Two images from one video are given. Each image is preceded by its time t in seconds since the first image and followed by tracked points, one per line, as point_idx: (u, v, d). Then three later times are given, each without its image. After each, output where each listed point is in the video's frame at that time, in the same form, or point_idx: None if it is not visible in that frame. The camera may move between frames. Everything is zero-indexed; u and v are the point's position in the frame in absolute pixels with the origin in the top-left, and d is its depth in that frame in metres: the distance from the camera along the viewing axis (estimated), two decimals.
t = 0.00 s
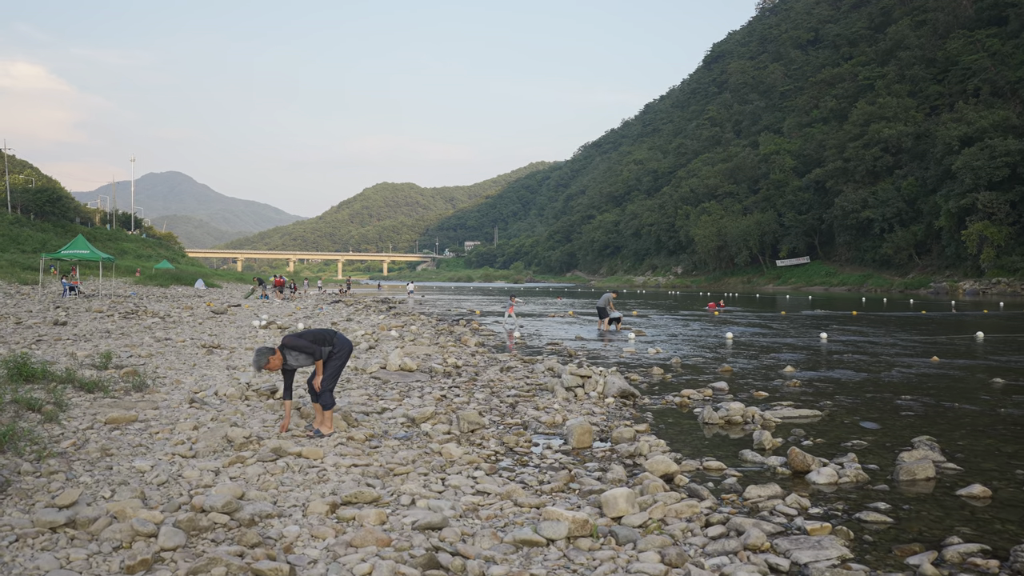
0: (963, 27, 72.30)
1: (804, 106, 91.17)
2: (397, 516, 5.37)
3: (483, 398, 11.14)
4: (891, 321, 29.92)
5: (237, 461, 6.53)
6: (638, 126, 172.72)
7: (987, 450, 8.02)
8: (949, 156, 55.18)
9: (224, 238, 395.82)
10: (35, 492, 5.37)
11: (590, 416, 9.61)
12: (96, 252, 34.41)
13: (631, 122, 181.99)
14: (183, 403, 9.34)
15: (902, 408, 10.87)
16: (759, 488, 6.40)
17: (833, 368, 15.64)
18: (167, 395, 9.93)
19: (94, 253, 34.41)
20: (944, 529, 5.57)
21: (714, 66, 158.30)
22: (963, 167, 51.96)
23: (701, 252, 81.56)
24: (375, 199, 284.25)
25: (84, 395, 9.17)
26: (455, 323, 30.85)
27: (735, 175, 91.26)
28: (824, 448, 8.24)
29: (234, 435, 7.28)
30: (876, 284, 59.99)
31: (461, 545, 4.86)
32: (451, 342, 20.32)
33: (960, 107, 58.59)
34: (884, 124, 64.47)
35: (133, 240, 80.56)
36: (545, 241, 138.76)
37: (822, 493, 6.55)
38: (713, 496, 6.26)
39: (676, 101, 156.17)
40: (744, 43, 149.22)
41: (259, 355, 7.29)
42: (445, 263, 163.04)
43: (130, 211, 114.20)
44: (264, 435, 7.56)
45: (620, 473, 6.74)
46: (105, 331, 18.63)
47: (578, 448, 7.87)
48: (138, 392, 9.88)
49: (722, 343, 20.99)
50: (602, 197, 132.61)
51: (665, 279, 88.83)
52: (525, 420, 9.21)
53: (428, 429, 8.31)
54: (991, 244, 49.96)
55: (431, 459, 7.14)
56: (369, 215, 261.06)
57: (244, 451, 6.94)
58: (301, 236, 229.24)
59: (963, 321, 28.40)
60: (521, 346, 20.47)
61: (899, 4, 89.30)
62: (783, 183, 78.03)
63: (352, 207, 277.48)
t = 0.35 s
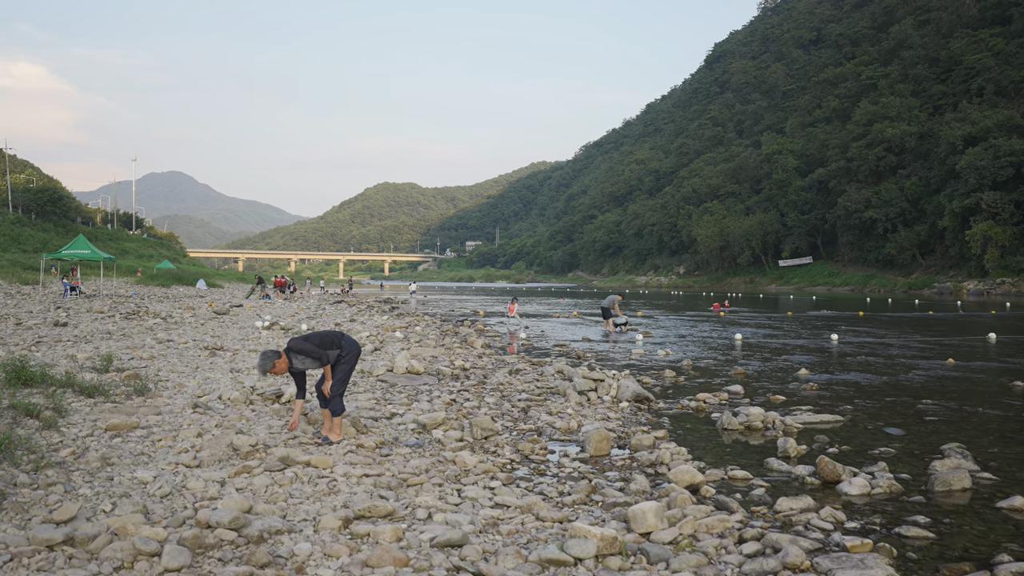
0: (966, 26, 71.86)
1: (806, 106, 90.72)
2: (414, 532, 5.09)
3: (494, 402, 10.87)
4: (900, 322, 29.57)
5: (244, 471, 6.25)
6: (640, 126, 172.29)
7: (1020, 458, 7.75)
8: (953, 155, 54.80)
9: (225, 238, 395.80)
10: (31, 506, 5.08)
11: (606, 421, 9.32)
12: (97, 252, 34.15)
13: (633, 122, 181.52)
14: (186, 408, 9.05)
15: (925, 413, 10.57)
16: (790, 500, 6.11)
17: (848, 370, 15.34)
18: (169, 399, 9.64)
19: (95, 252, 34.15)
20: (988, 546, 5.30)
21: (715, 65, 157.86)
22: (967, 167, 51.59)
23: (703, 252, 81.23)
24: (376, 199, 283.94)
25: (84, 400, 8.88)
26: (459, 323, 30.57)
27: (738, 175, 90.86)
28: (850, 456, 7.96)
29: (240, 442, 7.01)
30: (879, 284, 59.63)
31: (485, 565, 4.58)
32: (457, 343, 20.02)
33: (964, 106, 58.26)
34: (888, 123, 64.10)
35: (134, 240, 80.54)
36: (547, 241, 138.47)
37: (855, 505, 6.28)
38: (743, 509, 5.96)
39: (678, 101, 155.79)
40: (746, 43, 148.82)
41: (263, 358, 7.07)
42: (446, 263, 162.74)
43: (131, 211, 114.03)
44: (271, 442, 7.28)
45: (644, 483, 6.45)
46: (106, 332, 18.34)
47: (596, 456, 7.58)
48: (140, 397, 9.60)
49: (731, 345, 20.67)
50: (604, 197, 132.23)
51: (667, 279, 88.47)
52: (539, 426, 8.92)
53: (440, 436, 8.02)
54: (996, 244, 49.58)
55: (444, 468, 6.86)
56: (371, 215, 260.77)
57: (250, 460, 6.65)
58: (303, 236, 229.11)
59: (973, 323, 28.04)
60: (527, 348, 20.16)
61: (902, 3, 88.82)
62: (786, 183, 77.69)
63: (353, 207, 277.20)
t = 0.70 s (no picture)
0: (972, 26, 71.38)
1: (812, 105, 90.21)
2: (428, 549, 4.87)
3: (505, 407, 10.64)
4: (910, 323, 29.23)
5: (250, 482, 6.04)
6: (644, 126, 171.95)
7: None
8: (960, 155, 54.33)
9: (230, 239, 396.68)
10: (30, 521, 4.87)
11: (621, 429, 9.09)
12: (102, 254, 34.07)
13: (636, 122, 181.06)
14: (191, 414, 8.86)
15: (947, 419, 10.31)
16: (819, 513, 5.87)
17: (862, 373, 15.06)
18: (173, 405, 9.43)
19: (100, 254, 34.07)
20: None
21: (720, 65, 157.43)
22: (974, 166, 51.18)
23: (708, 252, 80.86)
24: (380, 200, 284.16)
25: (87, 406, 8.68)
26: (465, 325, 30.44)
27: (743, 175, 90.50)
28: (876, 465, 7.70)
29: (246, 452, 6.80)
30: (886, 284, 59.20)
31: None
32: (464, 346, 19.79)
33: (971, 106, 57.82)
34: (894, 123, 63.70)
35: (139, 241, 80.72)
36: (551, 242, 138.24)
37: (886, 518, 6.04)
38: (770, 522, 5.73)
39: (682, 101, 155.42)
40: (750, 43, 148.46)
41: (270, 365, 6.83)
42: (450, 264, 162.62)
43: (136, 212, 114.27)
44: (278, 451, 7.08)
45: (665, 495, 6.22)
46: (111, 335, 18.17)
47: (612, 466, 7.35)
48: (143, 403, 9.40)
49: (741, 347, 20.42)
50: (608, 198, 131.97)
51: (672, 280, 88.13)
52: (552, 433, 8.70)
53: (451, 443, 7.81)
54: (1003, 244, 49.11)
55: (458, 478, 6.65)
56: (375, 216, 261.03)
57: (257, 470, 6.44)
58: (307, 238, 229.33)
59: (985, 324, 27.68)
60: (535, 351, 19.91)
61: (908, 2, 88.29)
62: (791, 183, 77.34)
63: (358, 208, 277.48)
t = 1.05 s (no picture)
0: (980, 22, 70.67)
1: (818, 103, 89.65)
2: (434, 552, 4.61)
3: (512, 404, 10.39)
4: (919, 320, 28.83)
5: (249, 481, 5.81)
6: (648, 124, 171.27)
7: None
8: (968, 152, 53.76)
9: (235, 238, 397.57)
10: (16, 522, 4.63)
11: (632, 426, 8.86)
12: (104, 251, 33.83)
13: (641, 120, 180.51)
14: (191, 412, 8.63)
15: (967, 416, 9.97)
16: (843, 514, 5.60)
17: (875, 370, 14.73)
18: (172, 402, 9.22)
19: (102, 252, 33.84)
20: None
21: (725, 63, 156.65)
22: (982, 163, 50.68)
23: (713, 250, 80.34)
24: (384, 198, 284.25)
25: (83, 403, 8.48)
26: (470, 323, 30.22)
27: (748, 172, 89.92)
28: (897, 463, 7.41)
29: (245, 449, 6.55)
30: (892, 282, 58.73)
31: None
32: (470, 343, 19.56)
33: (978, 102, 57.24)
34: (900, 120, 63.14)
35: (144, 239, 80.79)
36: (555, 240, 137.85)
37: (913, 519, 5.76)
38: (792, 523, 5.47)
39: (687, 99, 154.80)
40: (756, 40, 147.61)
41: (271, 363, 6.53)
42: (455, 262, 162.36)
43: (141, 210, 114.32)
44: (279, 449, 6.85)
45: (681, 495, 5.95)
46: (112, 332, 17.99)
47: (625, 464, 7.09)
48: (141, 400, 9.19)
49: (750, 344, 20.13)
50: (613, 196, 131.56)
51: (677, 278, 87.66)
52: (561, 431, 8.46)
53: (458, 441, 7.55)
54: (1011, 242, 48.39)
55: (464, 477, 6.40)
56: (379, 215, 261.00)
57: (256, 469, 6.20)
58: (312, 236, 229.56)
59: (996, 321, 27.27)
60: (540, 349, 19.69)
61: None
62: (797, 180, 76.83)
63: (362, 206, 277.71)
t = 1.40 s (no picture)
0: (983, 18, 70.08)
1: (821, 99, 89.09)
2: None
3: (517, 410, 10.09)
4: (927, 317, 28.42)
5: (241, 497, 5.51)
6: (650, 121, 170.68)
7: None
8: (971, 149, 53.30)
9: (236, 235, 397.75)
10: None
11: (642, 433, 8.55)
12: (104, 249, 33.52)
13: (643, 117, 179.78)
14: (185, 418, 8.36)
15: (987, 421, 9.60)
16: (870, 532, 5.28)
17: (887, 371, 14.37)
18: (165, 408, 8.95)
19: (101, 249, 33.54)
20: None
21: (727, 59, 155.92)
22: (985, 160, 50.25)
23: (716, 247, 79.88)
24: (385, 195, 283.77)
25: (73, 410, 8.21)
26: (472, 321, 29.96)
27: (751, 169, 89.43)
28: (921, 473, 7.06)
29: (238, 461, 6.27)
30: (895, 279, 58.35)
31: None
32: (472, 343, 19.29)
33: (982, 98, 56.80)
34: (903, 116, 62.70)
35: (146, 237, 80.67)
36: (557, 237, 137.48)
37: (943, 536, 5.43)
38: (817, 543, 5.14)
39: (690, 96, 154.13)
40: (758, 36, 146.92)
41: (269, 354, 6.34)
42: (457, 259, 162.05)
43: (143, 207, 114.15)
44: (275, 459, 6.56)
45: (698, 511, 5.63)
46: (109, 332, 17.73)
47: (636, 475, 6.78)
48: (134, 405, 8.92)
49: (756, 344, 19.81)
50: (615, 192, 131.15)
51: (679, 275, 87.26)
52: (568, 438, 8.16)
53: (462, 451, 7.24)
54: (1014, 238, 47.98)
55: (469, 491, 6.10)
56: (381, 212, 260.70)
57: (249, 482, 5.91)
58: (313, 234, 229.37)
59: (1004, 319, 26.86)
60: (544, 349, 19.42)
61: None
62: (800, 177, 76.44)
63: (364, 203, 277.34)
